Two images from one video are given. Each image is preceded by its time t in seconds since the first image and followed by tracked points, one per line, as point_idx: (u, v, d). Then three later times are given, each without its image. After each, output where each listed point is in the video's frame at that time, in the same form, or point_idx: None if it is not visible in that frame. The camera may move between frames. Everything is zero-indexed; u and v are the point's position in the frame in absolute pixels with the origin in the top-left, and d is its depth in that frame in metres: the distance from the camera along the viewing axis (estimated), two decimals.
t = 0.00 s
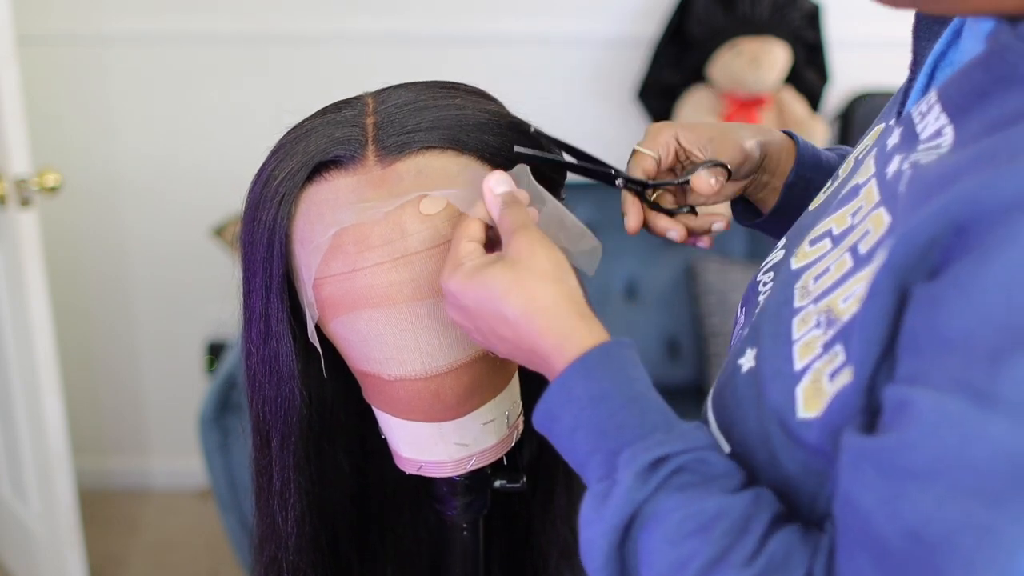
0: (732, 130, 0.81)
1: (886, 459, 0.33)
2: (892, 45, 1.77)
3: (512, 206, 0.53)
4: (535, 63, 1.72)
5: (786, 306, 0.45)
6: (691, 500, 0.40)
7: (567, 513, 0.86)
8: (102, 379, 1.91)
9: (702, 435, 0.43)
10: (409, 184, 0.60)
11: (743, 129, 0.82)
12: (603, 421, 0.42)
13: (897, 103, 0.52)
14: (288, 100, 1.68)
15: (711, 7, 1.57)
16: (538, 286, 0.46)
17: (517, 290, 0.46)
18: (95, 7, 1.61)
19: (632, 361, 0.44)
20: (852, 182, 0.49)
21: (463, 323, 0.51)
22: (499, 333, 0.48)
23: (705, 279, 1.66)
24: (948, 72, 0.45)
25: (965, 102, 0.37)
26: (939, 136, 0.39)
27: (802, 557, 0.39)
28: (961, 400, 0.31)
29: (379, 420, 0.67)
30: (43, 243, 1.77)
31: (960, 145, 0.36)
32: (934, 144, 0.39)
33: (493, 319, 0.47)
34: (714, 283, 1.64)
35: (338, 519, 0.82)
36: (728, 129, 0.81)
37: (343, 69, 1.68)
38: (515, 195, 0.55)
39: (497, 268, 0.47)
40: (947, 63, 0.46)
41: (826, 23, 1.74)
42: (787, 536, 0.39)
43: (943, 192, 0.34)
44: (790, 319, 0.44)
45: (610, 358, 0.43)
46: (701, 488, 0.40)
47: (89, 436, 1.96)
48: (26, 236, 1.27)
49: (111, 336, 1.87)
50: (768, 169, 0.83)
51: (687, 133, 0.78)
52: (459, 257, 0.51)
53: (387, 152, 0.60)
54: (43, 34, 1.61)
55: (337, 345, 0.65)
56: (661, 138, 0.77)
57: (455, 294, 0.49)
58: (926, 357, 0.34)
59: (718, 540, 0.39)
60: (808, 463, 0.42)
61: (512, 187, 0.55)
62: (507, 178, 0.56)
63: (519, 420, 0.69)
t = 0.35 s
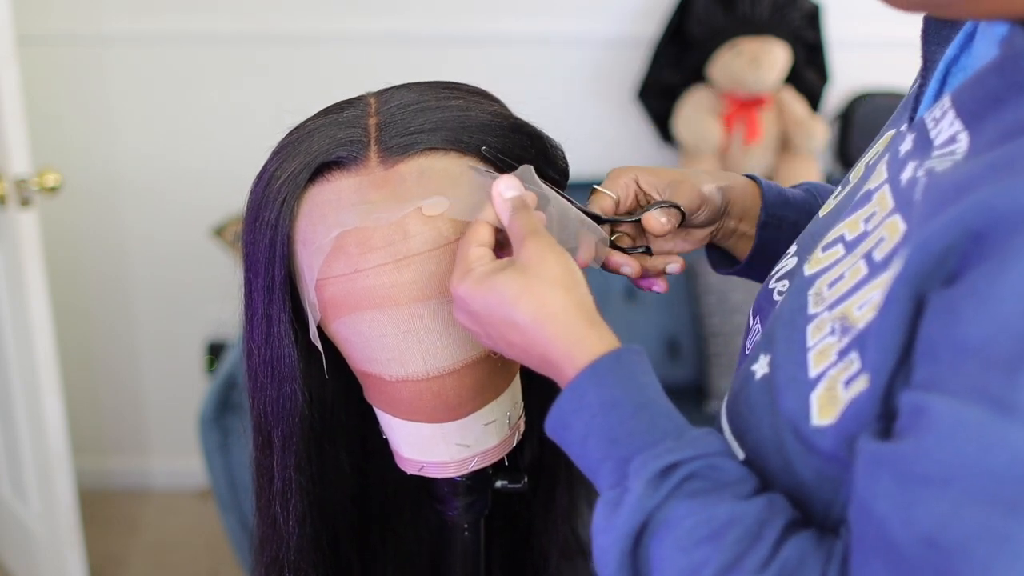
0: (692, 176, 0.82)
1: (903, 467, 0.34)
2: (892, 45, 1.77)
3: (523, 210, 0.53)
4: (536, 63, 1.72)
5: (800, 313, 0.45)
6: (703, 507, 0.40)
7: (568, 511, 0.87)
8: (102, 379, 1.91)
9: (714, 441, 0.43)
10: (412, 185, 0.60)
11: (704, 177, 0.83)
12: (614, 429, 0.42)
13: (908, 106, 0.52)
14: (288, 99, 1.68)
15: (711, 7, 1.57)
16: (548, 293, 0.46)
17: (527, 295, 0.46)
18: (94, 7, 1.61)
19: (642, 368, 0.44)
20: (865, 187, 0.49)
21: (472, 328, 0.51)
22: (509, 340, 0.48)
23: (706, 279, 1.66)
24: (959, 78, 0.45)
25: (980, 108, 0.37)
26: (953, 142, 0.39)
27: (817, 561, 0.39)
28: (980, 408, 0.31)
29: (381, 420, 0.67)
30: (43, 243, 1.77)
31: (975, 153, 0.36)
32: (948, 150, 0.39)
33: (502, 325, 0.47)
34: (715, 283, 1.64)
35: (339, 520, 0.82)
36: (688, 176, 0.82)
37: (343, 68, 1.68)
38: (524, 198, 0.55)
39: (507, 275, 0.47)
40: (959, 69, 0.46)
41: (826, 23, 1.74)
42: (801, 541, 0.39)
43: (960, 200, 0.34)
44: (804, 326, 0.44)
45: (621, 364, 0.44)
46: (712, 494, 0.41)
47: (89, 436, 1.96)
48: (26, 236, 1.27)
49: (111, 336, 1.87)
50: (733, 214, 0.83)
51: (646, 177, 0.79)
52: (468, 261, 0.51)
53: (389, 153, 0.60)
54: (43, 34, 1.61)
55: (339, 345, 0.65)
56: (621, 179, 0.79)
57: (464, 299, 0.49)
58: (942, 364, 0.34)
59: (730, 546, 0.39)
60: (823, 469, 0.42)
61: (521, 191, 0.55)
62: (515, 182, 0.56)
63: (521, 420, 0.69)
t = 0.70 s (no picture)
0: (696, 201, 0.82)
1: (914, 462, 0.33)
2: (892, 45, 1.77)
3: (524, 211, 0.53)
4: (536, 63, 1.72)
5: (804, 312, 0.45)
6: (707, 507, 0.40)
7: (568, 512, 0.87)
8: (102, 379, 1.91)
9: (717, 440, 0.43)
10: (412, 186, 0.60)
11: (707, 201, 0.83)
12: (616, 429, 0.42)
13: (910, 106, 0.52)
14: (288, 99, 1.68)
15: (711, 7, 1.57)
16: (551, 293, 0.46)
17: (530, 295, 0.46)
18: (94, 7, 1.61)
19: (644, 367, 0.45)
20: (867, 187, 0.49)
21: (474, 328, 0.51)
22: (512, 341, 0.48)
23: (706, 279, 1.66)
24: (961, 78, 0.45)
25: (985, 107, 0.37)
26: (959, 140, 0.39)
27: (822, 559, 0.39)
28: (991, 401, 0.32)
29: (381, 420, 0.67)
30: (43, 243, 1.77)
31: (980, 150, 0.36)
32: (954, 148, 0.39)
33: (505, 325, 0.47)
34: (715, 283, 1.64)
35: (339, 519, 0.82)
36: (692, 200, 0.82)
37: (343, 68, 1.68)
38: (526, 200, 0.55)
39: (509, 276, 0.47)
40: (960, 70, 0.46)
41: (826, 23, 1.74)
42: (806, 539, 0.40)
43: (969, 195, 0.34)
44: (808, 325, 0.44)
45: (623, 365, 0.44)
46: (715, 493, 0.41)
47: (89, 436, 1.96)
48: (26, 236, 1.27)
49: (112, 336, 1.87)
50: (741, 239, 0.83)
51: (650, 200, 0.80)
52: (470, 262, 0.51)
53: (390, 154, 0.60)
54: (43, 34, 1.61)
55: (338, 344, 0.65)
56: (626, 201, 0.78)
57: (466, 301, 0.49)
58: (950, 360, 0.34)
59: (734, 546, 0.39)
60: (829, 467, 0.42)
61: (522, 193, 0.55)
62: (517, 184, 0.56)
63: (521, 420, 0.69)
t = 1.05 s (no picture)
0: (695, 205, 0.82)
1: (912, 459, 0.33)
2: (892, 45, 1.77)
3: (523, 210, 0.53)
4: (536, 62, 1.72)
5: (802, 309, 0.45)
6: (706, 504, 0.40)
7: (567, 511, 0.87)
8: (102, 379, 1.91)
9: (716, 438, 0.43)
10: (412, 186, 0.60)
11: (707, 207, 0.83)
12: (616, 427, 0.42)
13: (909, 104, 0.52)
14: (288, 99, 1.68)
15: (711, 7, 1.57)
16: (550, 292, 0.45)
17: (529, 295, 0.46)
18: (94, 7, 1.61)
19: (643, 365, 0.45)
20: (865, 185, 0.49)
21: (474, 327, 0.51)
22: (511, 339, 0.48)
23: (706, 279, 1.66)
24: (960, 77, 0.45)
25: (984, 104, 0.37)
26: (957, 138, 0.39)
27: (821, 558, 0.39)
28: (989, 398, 0.32)
29: (380, 420, 0.67)
30: (43, 243, 1.77)
31: (979, 148, 0.36)
32: (952, 146, 0.39)
33: (505, 324, 0.47)
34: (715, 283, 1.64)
35: (338, 519, 0.82)
36: (691, 204, 0.82)
37: (343, 68, 1.68)
38: (525, 199, 0.55)
39: (508, 275, 0.47)
40: (960, 69, 0.46)
41: (826, 23, 1.74)
42: (805, 537, 0.39)
43: (968, 191, 0.34)
44: (807, 322, 0.44)
45: (623, 363, 0.44)
46: (714, 492, 0.40)
47: (89, 436, 1.96)
48: (26, 236, 1.27)
49: (111, 336, 1.87)
50: (741, 245, 0.83)
51: (649, 204, 0.80)
52: (469, 261, 0.51)
53: (389, 153, 0.60)
54: (43, 34, 1.61)
55: (337, 344, 0.65)
56: (625, 204, 0.79)
57: (466, 300, 0.49)
58: (948, 357, 0.34)
59: (734, 544, 0.39)
60: (829, 464, 0.42)
61: (521, 192, 0.55)
62: (516, 183, 0.56)
63: (521, 420, 0.69)
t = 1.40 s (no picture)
0: (706, 147, 0.79)
1: (907, 464, 0.34)
2: (892, 44, 1.77)
3: (523, 209, 0.53)
4: (536, 62, 1.72)
5: (801, 311, 0.45)
6: (705, 506, 0.40)
7: (567, 510, 0.87)
8: (102, 379, 1.91)
9: (715, 439, 0.43)
10: (412, 186, 0.60)
11: (718, 145, 0.80)
12: (616, 427, 0.42)
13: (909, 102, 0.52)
14: (289, 100, 1.68)
15: (711, 7, 1.57)
16: (550, 291, 0.45)
17: (529, 294, 0.46)
18: (94, 7, 1.61)
19: (643, 365, 0.45)
20: (864, 184, 0.49)
21: (474, 326, 0.51)
22: (510, 339, 0.48)
23: (706, 279, 1.66)
24: (960, 75, 0.45)
25: (980, 107, 0.37)
26: (954, 140, 0.39)
27: (818, 559, 0.39)
28: (983, 403, 0.32)
29: (380, 420, 0.67)
30: (43, 243, 1.77)
31: (975, 151, 0.36)
32: (948, 148, 0.39)
33: (505, 324, 0.47)
34: (714, 283, 1.64)
35: (338, 519, 0.82)
36: (701, 145, 0.79)
37: (343, 69, 1.68)
38: (526, 198, 0.55)
39: (508, 274, 0.47)
40: (959, 66, 0.46)
41: (826, 23, 1.74)
42: (803, 539, 0.40)
43: (963, 195, 0.34)
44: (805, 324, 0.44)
45: (623, 363, 0.44)
46: (713, 493, 0.40)
47: (89, 436, 1.96)
48: (26, 236, 1.27)
49: (111, 336, 1.87)
50: (750, 183, 0.81)
51: (657, 149, 0.76)
52: (469, 260, 0.51)
53: (389, 153, 0.60)
54: (43, 34, 1.61)
55: (337, 344, 0.65)
56: (631, 152, 0.75)
57: (466, 299, 0.49)
58: (943, 362, 0.34)
59: (732, 545, 0.39)
60: (826, 467, 0.42)
61: (522, 190, 0.55)
62: (517, 181, 0.56)
63: (521, 420, 0.69)
